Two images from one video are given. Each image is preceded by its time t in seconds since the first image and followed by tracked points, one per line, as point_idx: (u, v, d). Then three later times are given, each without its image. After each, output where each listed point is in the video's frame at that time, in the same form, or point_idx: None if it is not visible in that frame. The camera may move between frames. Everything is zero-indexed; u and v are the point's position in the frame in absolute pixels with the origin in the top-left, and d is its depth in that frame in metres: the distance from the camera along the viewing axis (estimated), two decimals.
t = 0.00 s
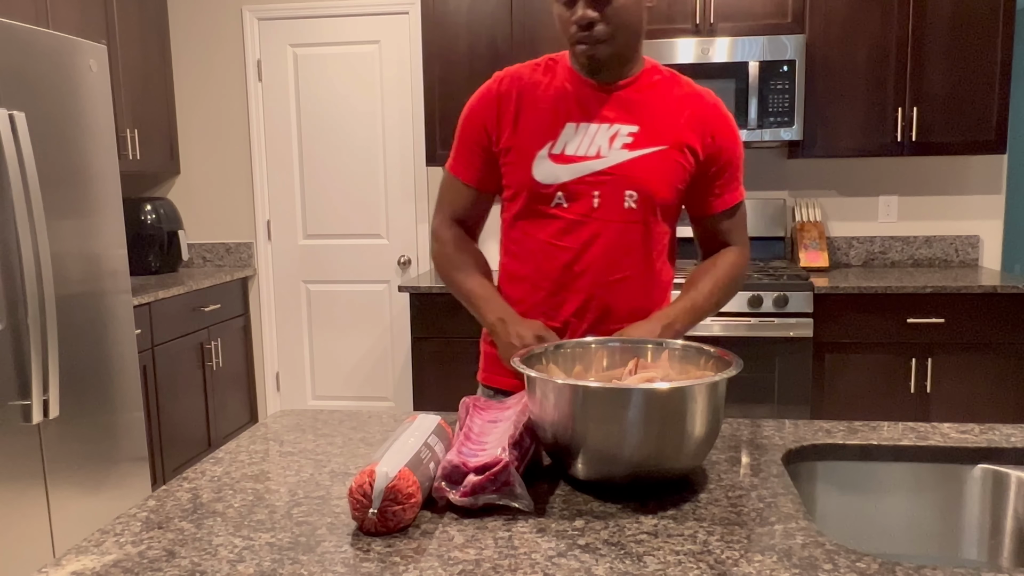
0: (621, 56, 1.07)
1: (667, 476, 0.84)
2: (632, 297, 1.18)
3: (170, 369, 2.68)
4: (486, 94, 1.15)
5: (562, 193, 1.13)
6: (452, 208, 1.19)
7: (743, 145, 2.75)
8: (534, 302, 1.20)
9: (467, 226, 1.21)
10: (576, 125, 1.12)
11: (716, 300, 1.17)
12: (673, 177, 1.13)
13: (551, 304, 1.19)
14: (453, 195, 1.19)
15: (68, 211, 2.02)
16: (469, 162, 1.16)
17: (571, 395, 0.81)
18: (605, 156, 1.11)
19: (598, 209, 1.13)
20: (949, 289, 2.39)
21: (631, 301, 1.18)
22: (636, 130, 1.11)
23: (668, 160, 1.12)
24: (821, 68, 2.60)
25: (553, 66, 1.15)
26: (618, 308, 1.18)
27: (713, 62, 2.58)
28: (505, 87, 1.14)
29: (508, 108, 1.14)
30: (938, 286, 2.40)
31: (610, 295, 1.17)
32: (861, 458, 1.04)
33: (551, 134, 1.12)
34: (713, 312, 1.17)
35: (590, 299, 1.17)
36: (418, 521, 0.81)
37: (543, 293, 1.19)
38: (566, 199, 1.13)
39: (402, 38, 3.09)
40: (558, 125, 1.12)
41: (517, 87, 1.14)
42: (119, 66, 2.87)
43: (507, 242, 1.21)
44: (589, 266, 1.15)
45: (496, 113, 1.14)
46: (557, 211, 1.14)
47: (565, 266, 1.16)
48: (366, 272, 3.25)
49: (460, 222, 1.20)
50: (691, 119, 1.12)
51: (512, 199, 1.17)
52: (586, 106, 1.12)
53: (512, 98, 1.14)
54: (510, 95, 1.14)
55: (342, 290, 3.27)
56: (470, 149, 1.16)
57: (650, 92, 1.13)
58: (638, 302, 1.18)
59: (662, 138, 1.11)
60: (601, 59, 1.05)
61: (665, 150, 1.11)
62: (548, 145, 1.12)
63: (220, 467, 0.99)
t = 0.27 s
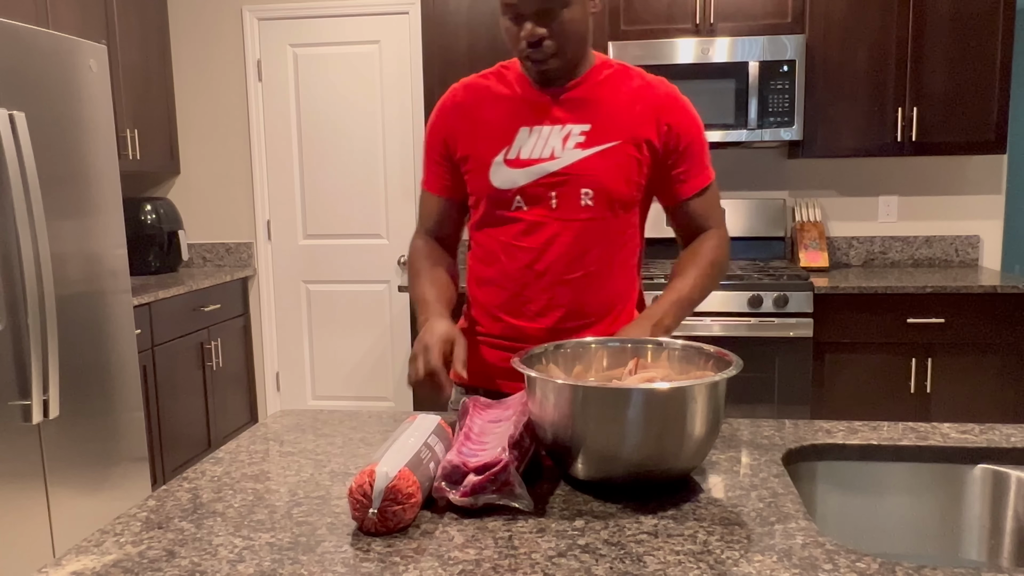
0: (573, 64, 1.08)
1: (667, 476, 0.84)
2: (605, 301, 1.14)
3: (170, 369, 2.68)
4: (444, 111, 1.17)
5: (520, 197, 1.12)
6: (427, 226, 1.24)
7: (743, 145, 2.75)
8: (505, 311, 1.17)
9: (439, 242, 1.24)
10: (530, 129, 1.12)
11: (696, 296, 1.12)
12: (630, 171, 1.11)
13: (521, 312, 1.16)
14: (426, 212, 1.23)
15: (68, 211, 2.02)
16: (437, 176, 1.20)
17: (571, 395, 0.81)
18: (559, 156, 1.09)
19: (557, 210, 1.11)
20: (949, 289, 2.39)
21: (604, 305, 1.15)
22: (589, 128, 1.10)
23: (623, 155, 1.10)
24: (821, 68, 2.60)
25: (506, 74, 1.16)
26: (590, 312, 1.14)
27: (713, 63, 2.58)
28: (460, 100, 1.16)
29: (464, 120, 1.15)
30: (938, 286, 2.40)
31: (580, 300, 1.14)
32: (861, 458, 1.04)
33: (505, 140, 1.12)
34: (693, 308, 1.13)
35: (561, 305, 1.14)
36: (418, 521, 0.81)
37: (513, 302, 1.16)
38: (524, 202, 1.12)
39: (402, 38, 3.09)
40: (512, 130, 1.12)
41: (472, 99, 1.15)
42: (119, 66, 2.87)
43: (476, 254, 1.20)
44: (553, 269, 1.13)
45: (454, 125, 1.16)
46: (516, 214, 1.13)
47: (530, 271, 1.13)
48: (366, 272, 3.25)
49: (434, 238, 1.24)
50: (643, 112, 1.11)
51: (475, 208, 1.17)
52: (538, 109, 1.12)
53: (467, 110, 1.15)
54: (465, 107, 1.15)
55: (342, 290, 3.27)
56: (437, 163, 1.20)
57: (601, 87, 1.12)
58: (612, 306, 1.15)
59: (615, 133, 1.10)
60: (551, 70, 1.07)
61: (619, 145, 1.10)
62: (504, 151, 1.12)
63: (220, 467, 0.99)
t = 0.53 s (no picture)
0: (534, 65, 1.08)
1: (667, 476, 0.85)
2: (584, 297, 1.15)
3: (170, 369, 2.68)
4: (409, 121, 1.16)
5: (494, 199, 1.12)
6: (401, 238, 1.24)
7: (743, 145, 2.75)
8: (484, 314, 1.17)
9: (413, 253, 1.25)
10: (498, 132, 1.11)
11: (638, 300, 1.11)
12: (600, 167, 1.11)
13: (501, 313, 1.16)
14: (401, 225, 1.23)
15: (68, 211, 2.02)
16: (406, 186, 1.20)
17: (571, 395, 0.81)
18: (530, 156, 1.10)
19: (531, 210, 1.11)
20: (949, 289, 2.39)
21: (584, 301, 1.15)
22: (555, 126, 1.10)
23: (591, 151, 1.10)
24: (821, 68, 2.60)
25: (468, 80, 1.16)
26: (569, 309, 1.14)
27: (713, 63, 2.58)
28: (425, 109, 1.15)
29: (431, 127, 1.15)
30: (938, 286, 2.40)
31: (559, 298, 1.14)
32: (861, 458, 1.04)
33: (474, 144, 1.12)
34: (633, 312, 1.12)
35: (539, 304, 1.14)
36: (418, 521, 0.81)
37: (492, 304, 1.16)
38: (499, 203, 1.12)
39: (402, 38, 3.09)
40: (481, 133, 1.12)
41: (436, 107, 1.15)
42: (119, 66, 2.87)
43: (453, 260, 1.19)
44: (529, 268, 1.13)
45: (421, 134, 1.15)
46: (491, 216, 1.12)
47: (508, 271, 1.13)
48: (366, 272, 3.25)
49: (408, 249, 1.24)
50: (606, 106, 1.11)
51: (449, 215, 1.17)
52: (504, 110, 1.12)
53: (433, 118, 1.14)
54: (430, 115, 1.14)
55: (343, 290, 3.27)
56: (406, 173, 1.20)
57: (563, 86, 1.12)
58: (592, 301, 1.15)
59: (582, 130, 1.10)
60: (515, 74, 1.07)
61: (587, 141, 1.10)
62: (474, 156, 1.12)
63: (220, 467, 0.99)
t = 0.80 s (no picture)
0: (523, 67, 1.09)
1: (667, 476, 0.85)
2: (571, 294, 1.14)
3: (170, 369, 2.68)
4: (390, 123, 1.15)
5: (479, 195, 1.11)
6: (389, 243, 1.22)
7: (743, 145, 2.75)
8: (469, 314, 1.15)
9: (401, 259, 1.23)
10: (481, 129, 1.11)
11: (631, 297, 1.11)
12: (584, 161, 1.10)
13: (487, 312, 1.14)
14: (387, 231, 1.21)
15: (68, 211, 2.02)
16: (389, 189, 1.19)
17: (571, 395, 0.81)
18: (513, 151, 1.09)
19: (516, 204, 1.10)
20: (949, 289, 2.39)
21: (571, 299, 1.14)
22: (539, 121, 1.10)
23: (576, 145, 1.10)
24: (821, 68, 2.60)
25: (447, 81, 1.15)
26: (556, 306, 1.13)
27: (713, 63, 2.58)
28: (406, 110, 1.14)
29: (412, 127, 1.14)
30: (938, 286, 2.40)
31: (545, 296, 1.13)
32: (861, 458, 1.04)
33: (457, 142, 1.11)
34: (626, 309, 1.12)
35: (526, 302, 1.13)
36: (418, 521, 0.81)
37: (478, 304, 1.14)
38: (483, 199, 1.11)
39: (402, 38, 3.09)
40: (463, 131, 1.11)
41: (417, 107, 1.14)
42: (119, 66, 2.87)
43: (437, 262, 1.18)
44: (514, 266, 1.12)
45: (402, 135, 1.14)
46: (476, 212, 1.11)
47: (494, 269, 1.12)
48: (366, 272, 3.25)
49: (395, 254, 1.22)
50: (589, 102, 1.11)
51: (433, 215, 1.16)
52: (486, 108, 1.11)
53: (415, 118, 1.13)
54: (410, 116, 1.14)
55: (343, 290, 3.27)
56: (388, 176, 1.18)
57: (545, 83, 1.12)
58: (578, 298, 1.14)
59: (564, 124, 1.10)
60: (507, 73, 1.07)
61: (571, 135, 1.10)
62: (458, 152, 1.11)
63: (220, 467, 0.99)
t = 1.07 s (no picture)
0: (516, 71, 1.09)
1: (667, 476, 0.84)
2: (565, 292, 1.13)
3: (170, 369, 2.68)
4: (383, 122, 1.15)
5: (472, 192, 1.11)
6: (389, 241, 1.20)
7: (743, 145, 2.75)
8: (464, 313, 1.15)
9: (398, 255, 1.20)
10: (473, 127, 1.11)
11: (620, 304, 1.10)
12: (576, 158, 1.11)
13: (482, 311, 1.14)
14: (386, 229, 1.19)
15: (68, 211, 2.02)
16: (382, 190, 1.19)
17: (571, 395, 0.81)
18: (505, 148, 1.09)
19: (508, 201, 1.10)
20: (949, 289, 2.39)
21: (565, 296, 1.13)
22: (531, 118, 1.10)
23: (567, 141, 1.10)
24: (821, 68, 2.60)
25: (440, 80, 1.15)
26: (551, 303, 1.13)
27: (713, 63, 2.58)
28: (398, 109, 1.14)
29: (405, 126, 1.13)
30: (938, 286, 2.40)
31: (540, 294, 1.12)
32: (861, 458, 1.04)
33: (449, 140, 1.11)
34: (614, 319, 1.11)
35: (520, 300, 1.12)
36: (418, 521, 0.81)
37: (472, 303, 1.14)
38: (476, 196, 1.11)
39: (402, 38, 3.09)
40: (455, 128, 1.11)
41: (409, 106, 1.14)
42: (119, 66, 2.87)
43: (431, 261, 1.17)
44: (507, 264, 1.11)
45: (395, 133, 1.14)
46: (469, 210, 1.11)
47: (487, 267, 1.12)
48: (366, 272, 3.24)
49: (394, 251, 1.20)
50: (580, 99, 1.11)
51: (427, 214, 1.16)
52: (478, 106, 1.11)
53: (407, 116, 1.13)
54: (402, 114, 1.13)
55: (342, 290, 3.27)
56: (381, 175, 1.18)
57: (536, 81, 1.12)
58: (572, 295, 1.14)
59: (556, 120, 1.10)
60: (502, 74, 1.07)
61: (563, 131, 1.10)
62: (450, 150, 1.11)
63: (220, 467, 0.99)
